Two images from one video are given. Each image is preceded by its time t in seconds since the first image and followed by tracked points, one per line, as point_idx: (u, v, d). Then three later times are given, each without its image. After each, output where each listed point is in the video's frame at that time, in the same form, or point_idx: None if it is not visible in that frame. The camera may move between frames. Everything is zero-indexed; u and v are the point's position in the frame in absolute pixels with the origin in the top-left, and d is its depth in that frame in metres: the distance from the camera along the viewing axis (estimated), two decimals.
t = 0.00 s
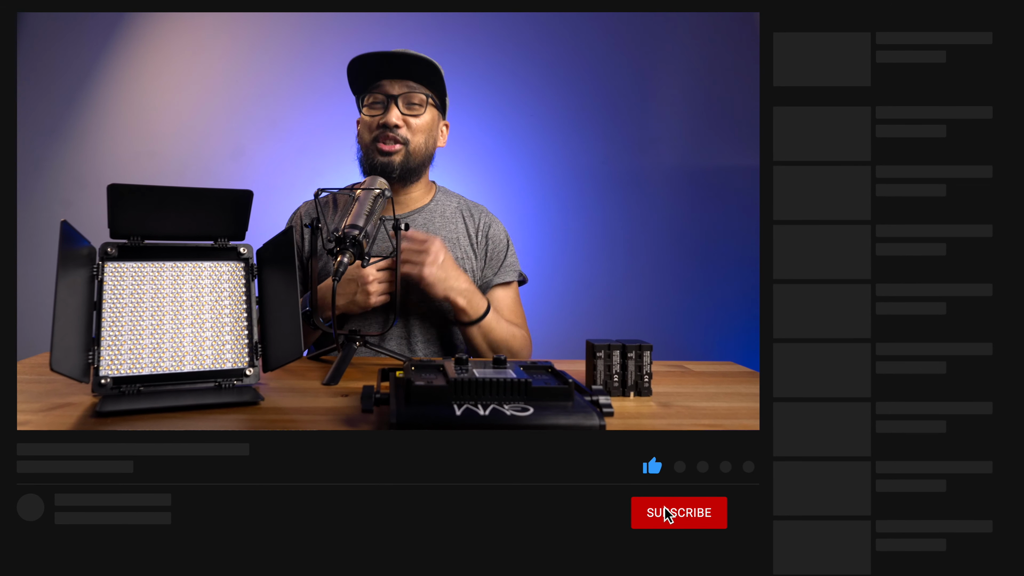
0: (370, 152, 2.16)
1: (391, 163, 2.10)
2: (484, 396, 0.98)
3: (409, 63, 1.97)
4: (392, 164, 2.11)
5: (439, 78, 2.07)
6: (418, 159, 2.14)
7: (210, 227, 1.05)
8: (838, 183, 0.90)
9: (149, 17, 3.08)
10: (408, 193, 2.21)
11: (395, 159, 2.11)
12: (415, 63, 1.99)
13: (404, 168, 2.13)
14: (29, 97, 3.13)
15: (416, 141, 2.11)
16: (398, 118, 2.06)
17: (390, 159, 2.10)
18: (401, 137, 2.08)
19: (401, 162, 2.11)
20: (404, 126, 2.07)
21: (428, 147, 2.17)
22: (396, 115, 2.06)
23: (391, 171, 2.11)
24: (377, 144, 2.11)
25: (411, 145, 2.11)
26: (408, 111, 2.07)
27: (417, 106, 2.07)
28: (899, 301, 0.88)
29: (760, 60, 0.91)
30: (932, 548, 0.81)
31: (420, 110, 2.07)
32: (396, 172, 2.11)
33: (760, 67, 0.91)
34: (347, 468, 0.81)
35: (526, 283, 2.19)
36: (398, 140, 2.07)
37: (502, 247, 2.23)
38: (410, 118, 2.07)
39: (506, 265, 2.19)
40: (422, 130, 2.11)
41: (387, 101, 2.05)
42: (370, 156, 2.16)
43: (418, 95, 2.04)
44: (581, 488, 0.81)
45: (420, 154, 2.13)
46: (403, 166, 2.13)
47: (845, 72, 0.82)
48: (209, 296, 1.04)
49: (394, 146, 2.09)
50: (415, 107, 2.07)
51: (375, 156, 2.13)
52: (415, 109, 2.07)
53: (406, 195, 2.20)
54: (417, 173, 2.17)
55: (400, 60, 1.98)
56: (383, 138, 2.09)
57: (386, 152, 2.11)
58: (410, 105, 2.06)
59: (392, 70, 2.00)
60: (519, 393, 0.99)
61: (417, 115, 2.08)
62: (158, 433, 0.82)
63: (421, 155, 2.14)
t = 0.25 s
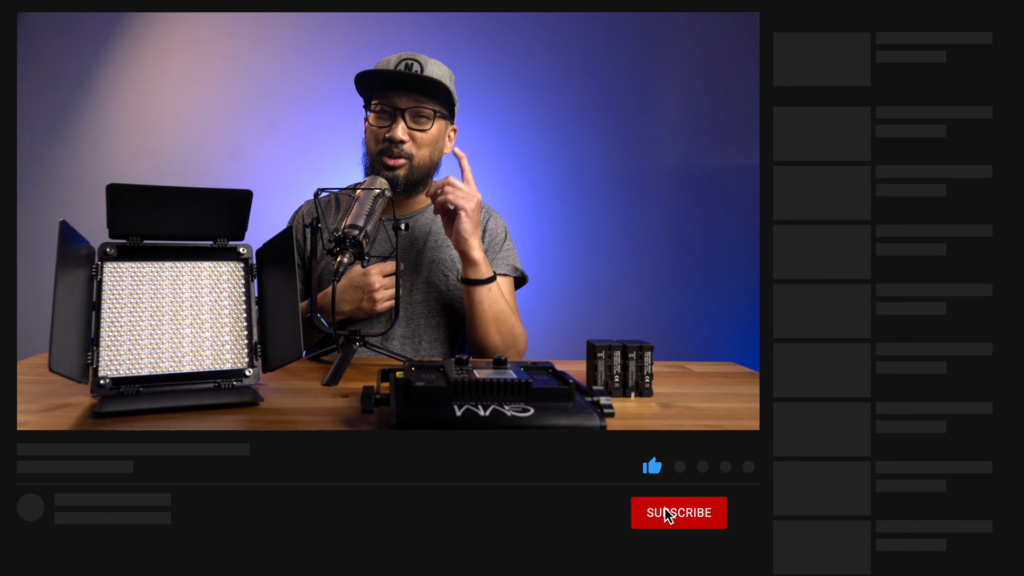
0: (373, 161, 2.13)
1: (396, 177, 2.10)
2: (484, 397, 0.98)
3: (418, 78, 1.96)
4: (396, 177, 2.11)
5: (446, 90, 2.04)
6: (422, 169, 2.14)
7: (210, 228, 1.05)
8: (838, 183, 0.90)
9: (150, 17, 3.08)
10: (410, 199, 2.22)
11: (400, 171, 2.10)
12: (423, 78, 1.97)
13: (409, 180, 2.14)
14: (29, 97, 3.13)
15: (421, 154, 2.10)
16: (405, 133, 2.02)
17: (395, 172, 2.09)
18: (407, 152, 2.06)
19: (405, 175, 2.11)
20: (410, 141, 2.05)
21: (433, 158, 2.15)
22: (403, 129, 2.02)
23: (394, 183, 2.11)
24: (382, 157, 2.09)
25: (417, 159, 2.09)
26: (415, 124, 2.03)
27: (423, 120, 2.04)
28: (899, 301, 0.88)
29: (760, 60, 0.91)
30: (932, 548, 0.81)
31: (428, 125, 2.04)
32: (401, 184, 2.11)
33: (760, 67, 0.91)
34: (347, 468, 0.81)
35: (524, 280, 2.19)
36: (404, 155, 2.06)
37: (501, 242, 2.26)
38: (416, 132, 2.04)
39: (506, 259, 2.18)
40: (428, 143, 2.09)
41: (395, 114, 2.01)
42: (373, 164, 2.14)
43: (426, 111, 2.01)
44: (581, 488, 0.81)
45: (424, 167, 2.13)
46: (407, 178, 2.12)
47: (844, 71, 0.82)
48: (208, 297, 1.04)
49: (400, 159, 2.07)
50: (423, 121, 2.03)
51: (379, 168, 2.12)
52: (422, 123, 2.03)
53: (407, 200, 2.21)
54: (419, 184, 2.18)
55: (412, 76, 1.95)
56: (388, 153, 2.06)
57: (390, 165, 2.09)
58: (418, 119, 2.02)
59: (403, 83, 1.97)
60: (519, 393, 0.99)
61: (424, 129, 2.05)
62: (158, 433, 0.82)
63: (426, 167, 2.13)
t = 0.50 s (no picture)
0: (371, 160, 2.13)
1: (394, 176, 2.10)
2: (484, 397, 0.98)
3: (415, 76, 1.96)
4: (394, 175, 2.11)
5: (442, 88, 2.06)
6: (419, 168, 2.15)
7: (209, 228, 1.05)
8: (838, 183, 0.90)
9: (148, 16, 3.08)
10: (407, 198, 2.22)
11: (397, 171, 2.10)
12: (420, 76, 1.98)
13: (407, 178, 2.14)
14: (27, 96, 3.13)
15: (418, 152, 2.11)
16: (402, 131, 2.03)
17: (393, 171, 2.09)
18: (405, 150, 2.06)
19: (403, 174, 2.11)
20: (407, 139, 2.05)
21: (428, 155, 2.17)
22: (400, 128, 2.02)
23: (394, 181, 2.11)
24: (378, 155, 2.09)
25: (414, 157, 2.10)
26: (412, 122, 2.04)
27: (420, 118, 2.04)
28: (899, 301, 0.88)
29: (760, 61, 0.91)
30: (932, 548, 0.81)
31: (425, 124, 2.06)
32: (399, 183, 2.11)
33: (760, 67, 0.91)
34: (347, 469, 0.81)
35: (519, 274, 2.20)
36: (401, 153, 2.06)
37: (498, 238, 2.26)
38: (413, 130, 2.05)
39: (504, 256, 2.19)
40: (425, 141, 2.10)
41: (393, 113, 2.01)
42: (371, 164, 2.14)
43: (423, 109, 2.02)
44: (581, 488, 0.81)
45: (421, 165, 2.14)
46: (405, 177, 2.13)
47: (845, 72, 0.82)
48: (208, 297, 1.04)
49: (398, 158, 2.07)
50: (419, 119, 2.04)
51: (376, 167, 2.11)
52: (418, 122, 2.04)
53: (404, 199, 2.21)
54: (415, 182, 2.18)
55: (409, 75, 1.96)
56: (386, 152, 2.06)
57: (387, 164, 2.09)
58: (414, 117, 2.03)
59: (399, 83, 1.98)
60: (519, 394, 0.98)
61: (421, 128, 2.06)
62: (158, 434, 0.82)
63: (422, 164, 2.14)
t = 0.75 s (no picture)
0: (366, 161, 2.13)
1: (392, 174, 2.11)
2: (484, 398, 0.98)
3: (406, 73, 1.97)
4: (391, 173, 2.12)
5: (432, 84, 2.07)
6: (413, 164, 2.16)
7: (209, 228, 1.05)
8: (838, 183, 0.90)
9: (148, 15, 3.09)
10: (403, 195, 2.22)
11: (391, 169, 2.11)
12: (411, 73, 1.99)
13: (404, 175, 2.15)
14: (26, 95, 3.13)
15: (413, 149, 2.12)
16: (396, 128, 2.05)
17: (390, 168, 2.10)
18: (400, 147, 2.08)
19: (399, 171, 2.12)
20: (402, 135, 2.07)
21: (421, 151, 2.19)
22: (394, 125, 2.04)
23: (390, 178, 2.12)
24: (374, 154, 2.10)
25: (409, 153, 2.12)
26: (405, 119, 2.06)
27: (412, 115, 2.06)
28: (899, 301, 0.88)
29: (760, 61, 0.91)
30: (932, 548, 0.81)
31: (416, 121, 2.08)
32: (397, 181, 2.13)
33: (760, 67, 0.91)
34: (346, 469, 0.81)
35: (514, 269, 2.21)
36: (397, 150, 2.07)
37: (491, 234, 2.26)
38: (406, 126, 2.06)
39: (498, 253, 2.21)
40: (418, 137, 2.12)
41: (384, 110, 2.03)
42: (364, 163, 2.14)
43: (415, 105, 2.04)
44: (581, 488, 0.81)
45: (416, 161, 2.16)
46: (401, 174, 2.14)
47: (845, 71, 0.82)
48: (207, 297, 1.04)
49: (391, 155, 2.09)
50: (411, 115, 2.06)
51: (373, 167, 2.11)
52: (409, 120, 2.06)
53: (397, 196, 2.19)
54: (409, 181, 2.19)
55: (401, 72, 1.96)
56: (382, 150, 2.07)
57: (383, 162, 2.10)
58: (407, 113, 2.04)
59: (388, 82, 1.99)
60: (520, 395, 0.98)
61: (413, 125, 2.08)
62: (157, 433, 0.82)
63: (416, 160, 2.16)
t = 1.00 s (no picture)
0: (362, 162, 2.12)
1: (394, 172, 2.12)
2: (484, 398, 0.98)
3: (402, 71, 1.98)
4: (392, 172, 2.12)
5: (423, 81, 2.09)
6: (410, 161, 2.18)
7: (208, 228, 1.05)
8: (838, 183, 0.90)
9: (147, 15, 3.09)
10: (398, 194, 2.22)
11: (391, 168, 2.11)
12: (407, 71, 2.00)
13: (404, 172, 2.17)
14: (25, 96, 3.13)
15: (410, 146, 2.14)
16: (395, 126, 2.05)
17: (391, 167, 2.11)
18: (399, 145, 2.09)
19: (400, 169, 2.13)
20: (401, 133, 2.08)
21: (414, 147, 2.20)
22: (393, 123, 2.05)
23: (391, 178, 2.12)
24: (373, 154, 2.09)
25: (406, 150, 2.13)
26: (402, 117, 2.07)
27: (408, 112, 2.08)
28: (899, 301, 0.88)
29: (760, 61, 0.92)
30: (932, 548, 0.81)
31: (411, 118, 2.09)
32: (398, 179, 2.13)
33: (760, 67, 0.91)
34: (346, 469, 0.81)
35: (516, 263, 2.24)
36: (398, 148, 2.08)
37: (487, 232, 2.27)
38: (404, 124, 2.07)
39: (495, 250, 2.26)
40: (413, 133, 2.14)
41: (380, 110, 2.03)
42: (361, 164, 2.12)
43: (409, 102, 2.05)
44: (581, 488, 0.81)
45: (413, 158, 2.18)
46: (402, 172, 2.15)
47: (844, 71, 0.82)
48: (206, 298, 1.04)
49: (390, 155, 2.09)
50: (407, 113, 2.07)
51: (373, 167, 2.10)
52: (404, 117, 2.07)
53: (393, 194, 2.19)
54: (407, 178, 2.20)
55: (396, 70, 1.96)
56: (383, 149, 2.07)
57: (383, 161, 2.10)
58: (402, 111, 2.06)
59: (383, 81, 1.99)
60: (520, 395, 0.98)
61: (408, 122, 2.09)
62: (157, 433, 0.82)
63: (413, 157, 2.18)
